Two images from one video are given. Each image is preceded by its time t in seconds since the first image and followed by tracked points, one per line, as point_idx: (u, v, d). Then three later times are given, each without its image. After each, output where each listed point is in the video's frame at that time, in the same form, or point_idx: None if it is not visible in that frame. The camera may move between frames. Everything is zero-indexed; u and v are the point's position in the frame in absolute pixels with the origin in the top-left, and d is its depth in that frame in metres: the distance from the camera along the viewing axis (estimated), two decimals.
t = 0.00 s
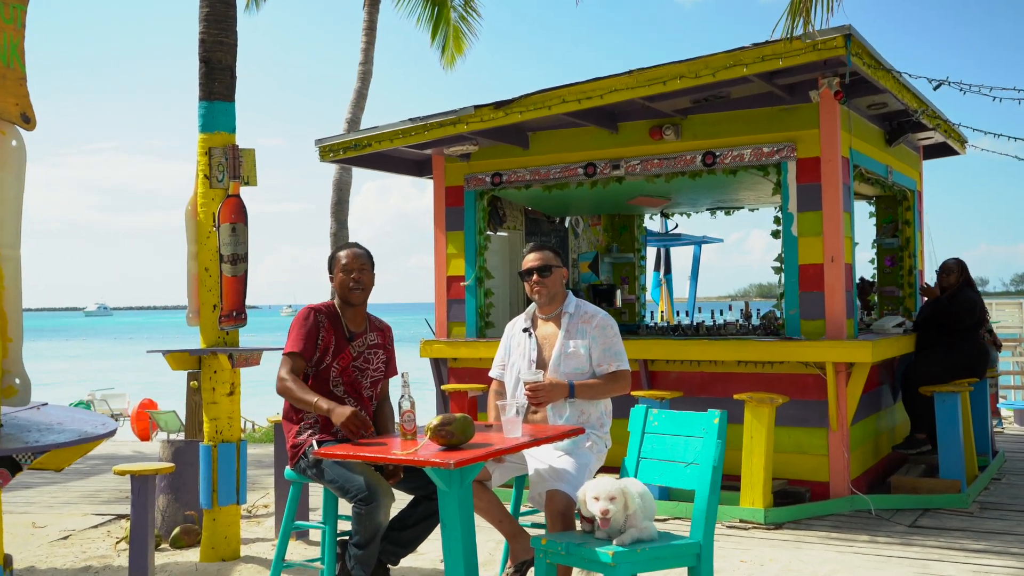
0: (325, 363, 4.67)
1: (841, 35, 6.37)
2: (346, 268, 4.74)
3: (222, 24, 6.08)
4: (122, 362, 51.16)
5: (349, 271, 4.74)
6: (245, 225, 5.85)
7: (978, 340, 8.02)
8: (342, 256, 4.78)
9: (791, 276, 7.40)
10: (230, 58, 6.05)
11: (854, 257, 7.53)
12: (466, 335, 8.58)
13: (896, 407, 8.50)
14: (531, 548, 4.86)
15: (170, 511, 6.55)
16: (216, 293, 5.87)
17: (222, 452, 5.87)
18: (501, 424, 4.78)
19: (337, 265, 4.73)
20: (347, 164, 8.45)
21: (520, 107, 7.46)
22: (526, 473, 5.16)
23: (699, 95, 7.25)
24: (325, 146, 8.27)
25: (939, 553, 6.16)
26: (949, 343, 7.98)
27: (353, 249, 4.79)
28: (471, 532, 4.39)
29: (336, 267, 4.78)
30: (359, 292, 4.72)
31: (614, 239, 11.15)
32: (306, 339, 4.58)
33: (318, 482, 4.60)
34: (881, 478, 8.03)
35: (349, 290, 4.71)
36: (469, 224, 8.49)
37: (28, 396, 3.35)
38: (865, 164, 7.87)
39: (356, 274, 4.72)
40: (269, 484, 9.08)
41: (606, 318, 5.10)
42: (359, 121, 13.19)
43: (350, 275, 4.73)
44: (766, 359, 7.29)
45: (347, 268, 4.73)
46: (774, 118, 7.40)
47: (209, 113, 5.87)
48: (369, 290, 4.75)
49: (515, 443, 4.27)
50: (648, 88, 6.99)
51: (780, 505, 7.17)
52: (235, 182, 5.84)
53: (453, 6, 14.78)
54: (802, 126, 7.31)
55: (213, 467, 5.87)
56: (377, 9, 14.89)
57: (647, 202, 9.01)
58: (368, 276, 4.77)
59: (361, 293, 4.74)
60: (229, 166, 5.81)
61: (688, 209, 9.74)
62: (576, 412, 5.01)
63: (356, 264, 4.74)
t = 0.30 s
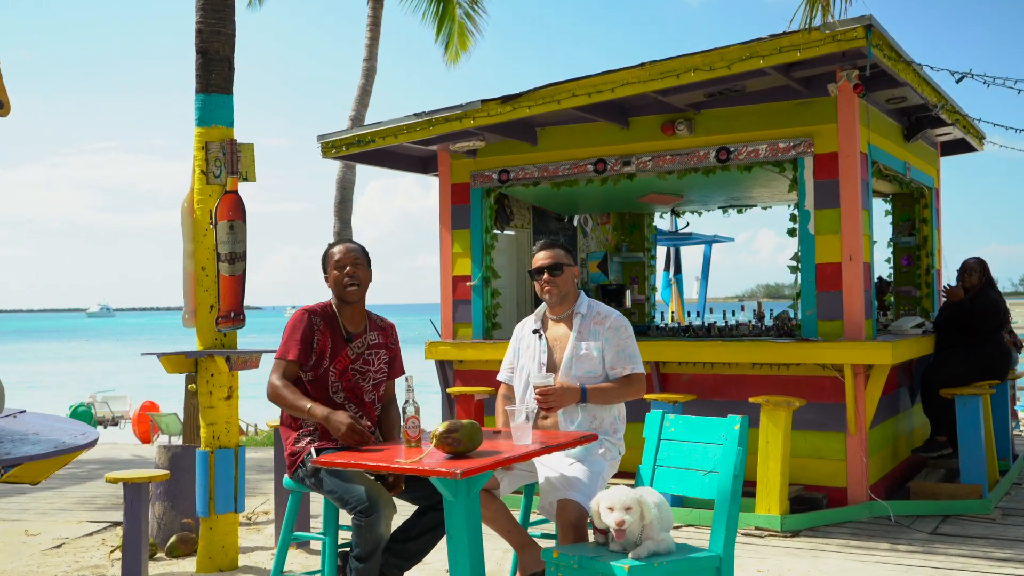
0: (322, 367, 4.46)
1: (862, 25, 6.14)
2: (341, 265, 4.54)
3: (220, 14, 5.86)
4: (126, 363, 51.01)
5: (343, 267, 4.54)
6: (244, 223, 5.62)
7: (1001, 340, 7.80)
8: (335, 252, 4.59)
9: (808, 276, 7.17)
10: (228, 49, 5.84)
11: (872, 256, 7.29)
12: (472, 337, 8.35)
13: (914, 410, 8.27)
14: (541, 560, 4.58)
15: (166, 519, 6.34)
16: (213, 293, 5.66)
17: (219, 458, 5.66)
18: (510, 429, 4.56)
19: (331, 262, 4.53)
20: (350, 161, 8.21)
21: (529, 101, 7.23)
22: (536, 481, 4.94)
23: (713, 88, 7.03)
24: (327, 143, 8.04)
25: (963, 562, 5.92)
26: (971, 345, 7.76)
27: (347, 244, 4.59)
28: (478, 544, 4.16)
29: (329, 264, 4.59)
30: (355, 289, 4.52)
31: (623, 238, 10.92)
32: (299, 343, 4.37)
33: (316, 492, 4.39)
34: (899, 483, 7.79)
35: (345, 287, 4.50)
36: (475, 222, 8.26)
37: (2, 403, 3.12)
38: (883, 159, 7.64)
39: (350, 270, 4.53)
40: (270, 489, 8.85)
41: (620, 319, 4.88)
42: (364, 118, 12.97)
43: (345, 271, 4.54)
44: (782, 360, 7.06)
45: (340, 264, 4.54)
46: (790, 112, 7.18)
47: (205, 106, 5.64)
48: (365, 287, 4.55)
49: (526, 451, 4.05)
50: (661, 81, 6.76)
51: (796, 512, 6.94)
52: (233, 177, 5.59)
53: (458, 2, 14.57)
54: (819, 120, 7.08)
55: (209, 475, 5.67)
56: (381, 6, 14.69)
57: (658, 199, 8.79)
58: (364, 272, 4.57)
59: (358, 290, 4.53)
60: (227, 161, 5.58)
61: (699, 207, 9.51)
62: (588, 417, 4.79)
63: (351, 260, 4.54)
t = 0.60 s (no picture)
0: (311, 366, 4.27)
1: (877, 16, 5.92)
2: (333, 262, 4.33)
3: (211, 3, 5.66)
4: (132, 363, 50.93)
5: (334, 267, 4.34)
6: (235, 220, 5.38)
7: (1019, 342, 7.58)
8: (327, 250, 4.37)
9: (820, 276, 6.94)
10: (220, 40, 5.64)
11: (887, 255, 7.06)
12: (475, 338, 8.14)
13: (930, 413, 8.08)
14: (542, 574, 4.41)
15: (158, 528, 6.14)
16: (204, 293, 5.46)
17: (210, 466, 5.47)
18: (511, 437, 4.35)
19: (321, 261, 4.31)
20: (348, 157, 7.99)
21: (532, 95, 7.01)
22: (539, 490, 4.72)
23: (723, 82, 6.80)
24: (326, 138, 7.82)
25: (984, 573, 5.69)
26: (988, 346, 7.54)
27: (339, 243, 4.38)
28: (478, 559, 3.95)
29: (321, 263, 4.38)
30: (345, 288, 4.30)
31: (630, 237, 10.70)
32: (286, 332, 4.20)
33: (307, 503, 4.20)
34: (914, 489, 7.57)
35: (335, 286, 4.30)
36: (478, 221, 8.05)
37: None
38: (897, 156, 7.42)
39: (340, 269, 4.32)
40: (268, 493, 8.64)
41: (626, 321, 4.67)
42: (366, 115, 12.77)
43: (335, 270, 4.33)
44: (794, 363, 6.84)
45: (331, 264, 4.33)
46: (802, 107, 6.95)
47: (196, 99, 5.44)
48: (358, 288, 4.34)
49: (526, 461, 3.86)
50: (669, 75, 6.53)
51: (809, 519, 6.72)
52: (224, 173, 5.38)
53: None
54: (832, 114, 6.85)
55: (200, 484, 5.46)
56: (384, 2, 14.49)
57: (665, 197, 8.56)
58: (356, 272, 4.36)
59: (350, 290, 4.33)
60: (218, 156, 5.37)
61: (708, 205, 9.29)
62: (594, 424, 4.57)
63: (342, 259, 4.32)
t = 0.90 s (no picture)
0: (295, 362, 4.06)
1: (890, 6, 5.67)
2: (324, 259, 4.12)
3: None
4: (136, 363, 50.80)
5: (325, 265, 4.12)
6: (226, 217, 5.18)
7: None
8: (317, 248, 4.15)
9: (832, 276, 6.73)
10: (208, 30, 5.45)
11: (900, 254, 6.84)
12: (476, 339, 7.93)
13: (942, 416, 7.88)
14: None
15: (148, 535, 5.96)
16: (193, 293, 5.29)
17: (200, 472, 5.26)
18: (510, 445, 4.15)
19: (310, 258, 4.10)
20: (345, 153, 7.77)
21: (534, 89, 6.80)
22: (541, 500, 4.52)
23: (730, 75, 6.59)
24: (323, 133, 7.60)
25: None
26: (1004, 348, 7.34)
27: (330, 241, 4.16)
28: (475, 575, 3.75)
29: (310, 261, 4.16)
30: (337, 292, 4.11)
31: (635, 235, 10.49)
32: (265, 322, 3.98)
33: (297, 514, 3.98)
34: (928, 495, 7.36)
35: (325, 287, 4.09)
36: (479, 219, 7.85)
37: None
38: (910, 152, 7.20)
39: (331, 268, 4.10)
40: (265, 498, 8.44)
41: (631, 322, 4.47)
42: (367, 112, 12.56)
43: (326, 269, 4.11)
44: (804, 365, 6.63)
45: (321, 262, 4.11)
46: (812, 101, 6.73)
47: (184, 91, 5.25)
48: (349, 289, 4.13)
49: (525, 472, 3.66)
50: (675, 68, 6.30)
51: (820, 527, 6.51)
52: (213, 168, 5.18)
53: None
54: (843, 109, 6.63)
55: (189, 491, 5.27)
56: None
57: (672, 194, 8.36)
58: (347, 273, 4.13)
59: (340, 292, 4.12)
60: (207, 151, 5.18)
61: (715, 203, 9.08)
62: (597, 431, 4.37)
63: (333, 258, 4.10)
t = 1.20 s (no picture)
0: (289, 365, 3.86)
1: None
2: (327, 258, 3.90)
3: None
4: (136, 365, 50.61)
5: (328, 264, 3.90)
6: (216, 213, 4.96)
7: None
8: (319, 245, 3.94)
9: (844, 275, 6.52)
10: (200, 19, 5.27)
11: (915, 252, 6.62)
12: (477, 340, 7.72)
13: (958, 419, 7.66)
14: None
15: (137, 544, 5.74)
16: (183, 292, 5.07)
17: (189, 478, 5.07)
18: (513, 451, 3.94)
19: (312, 255, 3.89)
20: (344, 149, 7.56)
21: (537, 82, 6.59)
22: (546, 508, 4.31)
23: (741, 67, 6.37)
24: (320, 128, 7.39)
25: None
26: (1021, 349, 7.12)
27: (332, 238, 3.95)
28: None
29: (311, 257, 3.95)
30: (336, 290, 3.87)
31: (641, 235, 10.28)
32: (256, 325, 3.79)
33: (289, 524, 3.76)
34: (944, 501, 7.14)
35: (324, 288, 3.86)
36: (481, 216, 7.65)
37: None
38: (925, 147, 7.00)
39: (334, 267, 3.88)
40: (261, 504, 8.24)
41: (641, 322, 4.27)
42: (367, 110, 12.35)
43: (328, 268, 3.90)
44: (817, 367, 6.42)
45: (323, 259, 3.90)
46: (825, 95, 6.52)
47: (173, 82, 5.04)
48: (349, 290, 3.92)
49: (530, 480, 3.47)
50: (683, 59, 6.09)
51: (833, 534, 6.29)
52: (204, 162, 4.96)
53: None
54: (857, 103, 6.42)
55: (179, 496, 5.07)
56: None
57: (678, 192, 8.14)
58: (349, 273, 3.92)
59: (340, 293, 3.90)
60: (197, 144, 4.97)
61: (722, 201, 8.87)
62: (605, 436, 4.16)
63: (337, 256, 3.89)
